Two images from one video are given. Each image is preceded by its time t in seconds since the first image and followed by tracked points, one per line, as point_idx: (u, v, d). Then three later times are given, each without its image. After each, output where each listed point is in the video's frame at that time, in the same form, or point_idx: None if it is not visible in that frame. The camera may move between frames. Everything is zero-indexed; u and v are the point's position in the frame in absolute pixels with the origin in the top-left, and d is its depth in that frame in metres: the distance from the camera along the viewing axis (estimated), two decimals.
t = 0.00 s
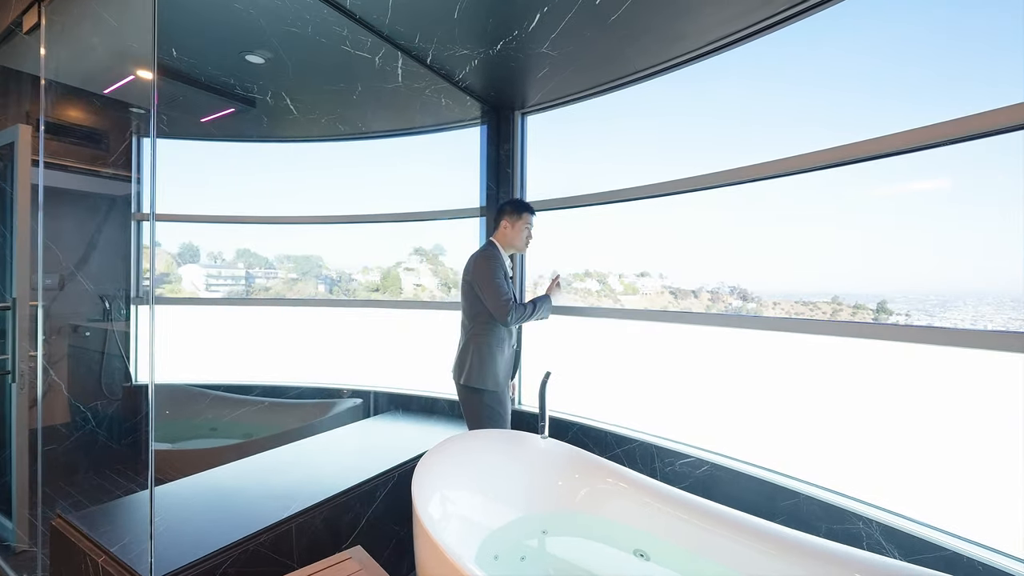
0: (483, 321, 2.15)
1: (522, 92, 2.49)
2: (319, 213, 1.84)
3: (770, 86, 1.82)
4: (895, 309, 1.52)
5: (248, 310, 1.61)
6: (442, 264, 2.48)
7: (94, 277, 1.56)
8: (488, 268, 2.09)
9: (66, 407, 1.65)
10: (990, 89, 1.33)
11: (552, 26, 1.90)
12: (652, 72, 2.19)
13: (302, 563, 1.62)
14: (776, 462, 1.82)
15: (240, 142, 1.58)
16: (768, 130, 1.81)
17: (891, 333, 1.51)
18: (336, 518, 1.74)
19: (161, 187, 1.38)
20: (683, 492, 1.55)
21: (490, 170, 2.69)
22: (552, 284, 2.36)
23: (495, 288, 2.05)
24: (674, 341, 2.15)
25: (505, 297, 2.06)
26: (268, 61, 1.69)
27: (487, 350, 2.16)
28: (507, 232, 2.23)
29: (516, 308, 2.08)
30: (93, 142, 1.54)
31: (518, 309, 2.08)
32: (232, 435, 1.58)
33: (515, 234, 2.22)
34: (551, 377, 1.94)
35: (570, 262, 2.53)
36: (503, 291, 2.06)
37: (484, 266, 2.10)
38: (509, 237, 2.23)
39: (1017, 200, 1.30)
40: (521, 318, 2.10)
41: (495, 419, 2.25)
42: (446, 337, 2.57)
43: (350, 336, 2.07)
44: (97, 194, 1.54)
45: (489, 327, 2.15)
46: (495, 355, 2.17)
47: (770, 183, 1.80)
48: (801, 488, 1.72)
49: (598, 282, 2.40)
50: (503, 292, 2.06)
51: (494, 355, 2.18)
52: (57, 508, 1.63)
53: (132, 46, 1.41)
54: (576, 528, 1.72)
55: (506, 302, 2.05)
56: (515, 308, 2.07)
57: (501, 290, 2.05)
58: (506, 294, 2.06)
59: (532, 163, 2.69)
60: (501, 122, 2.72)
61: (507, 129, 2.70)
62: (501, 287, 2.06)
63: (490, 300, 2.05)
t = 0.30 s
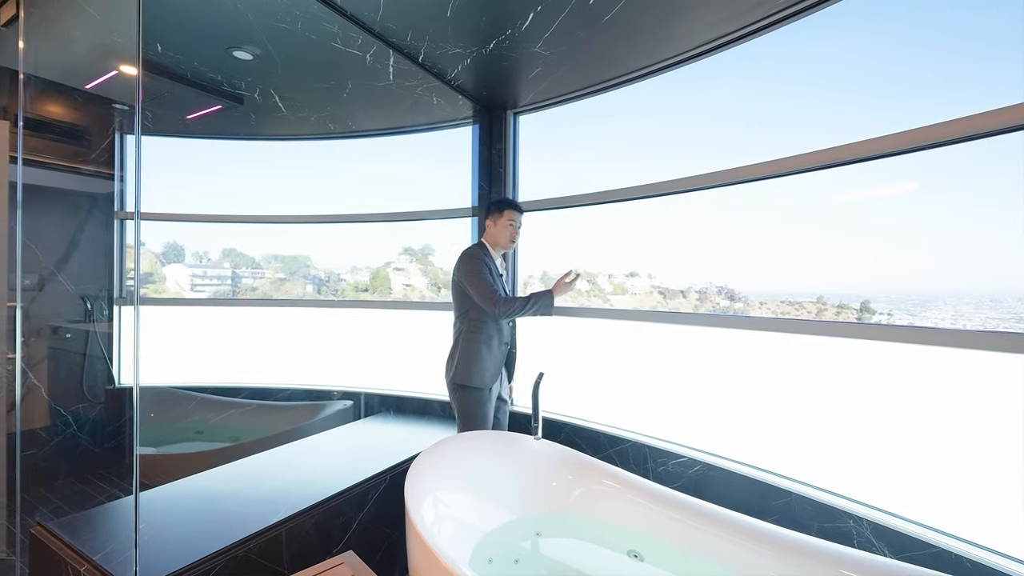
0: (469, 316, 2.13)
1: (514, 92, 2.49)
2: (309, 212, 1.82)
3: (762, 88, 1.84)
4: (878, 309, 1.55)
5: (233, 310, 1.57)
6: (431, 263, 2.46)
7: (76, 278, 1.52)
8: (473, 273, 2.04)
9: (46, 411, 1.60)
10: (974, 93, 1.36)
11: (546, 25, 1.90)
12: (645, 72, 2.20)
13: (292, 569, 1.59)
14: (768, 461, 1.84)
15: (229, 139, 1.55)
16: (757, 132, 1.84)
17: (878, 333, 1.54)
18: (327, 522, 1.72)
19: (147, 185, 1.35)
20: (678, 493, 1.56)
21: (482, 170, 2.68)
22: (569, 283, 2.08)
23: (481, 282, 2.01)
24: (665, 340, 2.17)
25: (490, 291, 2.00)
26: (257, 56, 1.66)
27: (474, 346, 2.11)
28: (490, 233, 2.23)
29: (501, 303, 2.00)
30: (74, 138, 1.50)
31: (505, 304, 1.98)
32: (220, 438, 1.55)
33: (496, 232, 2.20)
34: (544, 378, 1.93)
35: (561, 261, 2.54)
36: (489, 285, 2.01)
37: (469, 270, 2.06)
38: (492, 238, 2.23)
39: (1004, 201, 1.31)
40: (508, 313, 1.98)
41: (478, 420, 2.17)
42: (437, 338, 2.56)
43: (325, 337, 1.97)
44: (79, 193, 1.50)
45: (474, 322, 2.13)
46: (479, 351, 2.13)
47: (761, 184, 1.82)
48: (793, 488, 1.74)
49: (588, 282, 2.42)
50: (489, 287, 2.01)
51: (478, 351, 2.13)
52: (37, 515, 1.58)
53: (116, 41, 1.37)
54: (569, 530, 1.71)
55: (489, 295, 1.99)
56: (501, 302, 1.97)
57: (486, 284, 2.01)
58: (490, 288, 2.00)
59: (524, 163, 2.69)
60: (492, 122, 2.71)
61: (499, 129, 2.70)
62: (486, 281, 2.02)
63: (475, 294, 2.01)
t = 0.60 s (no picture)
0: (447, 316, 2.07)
1: (507, 90, 2.47)
2: (299, 212, 1.80)
3: (755, 89, 1.85)
4: (864, 308, 1.59)
5: (220, 312, 1.55)
6: (423, 263, 2.43)
7: (62, 277, 1.35)
8: (451, 274, 1.97)
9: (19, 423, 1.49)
10: (962, 94, 1.39)
11: (540, 22, 1.88)
12: (638, 72, 2.21)
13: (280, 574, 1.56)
14: (760, 460, 1.86)
15: (218, 137, 1.54)
16: (750, 133, 1.85)
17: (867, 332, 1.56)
18: (316, 526, 1.68)
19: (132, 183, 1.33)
20: (671, 493, 1.56)
21: (475, 168, 2.66)
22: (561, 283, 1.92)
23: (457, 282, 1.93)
24: (658, 340, 2.18)
25: (464, 291, 1.91)
26: (246, 52, 1.64)
27: (452, 347, 2.05)
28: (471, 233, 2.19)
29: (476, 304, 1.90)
30: (42, 128, 1.33)
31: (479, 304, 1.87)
32: (206, 438, 1.54)
33: (474, 231, 2.15)
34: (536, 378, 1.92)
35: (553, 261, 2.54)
36: (464, 285, 1.92)
37: (448, 271, 1.97)
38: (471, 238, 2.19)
39: (995, 202, 1.34)
40: (482, 315, 1.86)
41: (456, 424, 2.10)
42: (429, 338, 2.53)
43: (326, 339, 2.00)
44: (65, 188, 1.34)
45: (451, 322, 2.06)
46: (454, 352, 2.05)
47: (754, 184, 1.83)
48: (786, 487, 1.74)
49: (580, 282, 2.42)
50: (463, 286, 1.92)
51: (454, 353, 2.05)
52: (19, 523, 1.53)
53: (99, 35, 1.34)
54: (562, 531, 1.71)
55: (463, 296, 1.90)
56: (475, 302, 1.86)
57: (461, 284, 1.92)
58: (465, 288, 1.91)
59: (516, 163, 2.68)
60: (485, 121, 2.69)
61: (491, 128, 2.67)
62: (461, 280, 1.94)
63: (450, 294, 1.93)
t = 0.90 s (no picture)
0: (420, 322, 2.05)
1: (502, 88, 2.45)
2: (290, 211, 1.77)
3: (750, 87, 1.84)
4: (856, 308, 1.59)
5: (215, 311, 1.53)
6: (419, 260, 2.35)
7: (47, 278, 1.33)
8: (419, 275, 1.95)
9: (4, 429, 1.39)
10: (954, 94, 1.38)
11: (536, 18, 1.86)
12: (633, 70, 2.19)
13: None
14: (760, 462, 1.85)
15: (204, 134, 1.50)
16: (746, 131, 1.83)
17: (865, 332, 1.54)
18: (307, 533, 1.71)
19: (119, 181, 1.29)
20: (669, 496, 1.54)
21: (470, 167, 2.63)
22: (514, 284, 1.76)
23: (421, 285, 1.93)
24: (654, 341, 2.16)
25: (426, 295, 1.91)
26: (234, 47, 1.59)
27: (422, 355, 2.01)
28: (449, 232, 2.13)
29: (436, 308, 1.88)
30: (26, 125, 1.33)
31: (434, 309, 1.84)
32: (195, 443, 1.49)
33: (450, 228, 2.12)
34: (531, 380, 1.90)
35: (548, 261, 2.51)
36: (426, 289, 1.92)
37: (417, 272, 1.96)
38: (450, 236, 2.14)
39: (986, 201, 1.34)
40: (434, 320, 1.84)
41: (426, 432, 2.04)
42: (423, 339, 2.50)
43: (319, 337, 1.97)
44: (49, 188, 1.32)
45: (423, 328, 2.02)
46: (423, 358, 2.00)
47: (751, 183, 1.82)
48: (785, 490, 1.73)
49: (575, 282, 2.40)
50: (427, 290, 1.91)
51: (423, 359, 2.00)
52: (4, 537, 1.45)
53: (81, 27, 1.28)
54: (558, 537, 1.69)
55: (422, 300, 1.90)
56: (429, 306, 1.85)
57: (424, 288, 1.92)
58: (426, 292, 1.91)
59: (512, 161, 2.65)
60: (480, 119, 2.68)
61: (486, 126, 2.66)
62: (426, 284, 1.92)
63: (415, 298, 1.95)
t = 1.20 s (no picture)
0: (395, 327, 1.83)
1: (501, 84, 2.42)
2: (286, 209, 1.74)
3: (751, 83, 1.80)
4: (856, 308, 1.56)
5: (216, 311, 1.53)
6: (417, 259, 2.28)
7: (44, 277, 1.27)
8: (390, 276, 1.76)
9: None
10: (953, 92, 1.35)
11: (536, 12, 1.83)
12: (633, 67, 2.16)
13: None
14: (764, 464, 1.82)
15: (199, 131, 1.47)
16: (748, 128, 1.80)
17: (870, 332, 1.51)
18: (306, 536, 1.66)
19: (112, 177, 1.26)
20: (671, 499, 1.51)
21: (470, 165, 2.61)
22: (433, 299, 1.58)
23: (389, 288, 1.74)
24: (655, 341, 2.14)
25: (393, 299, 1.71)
26: (230, 41, 1.56)
27: (398, 361, 1.80)
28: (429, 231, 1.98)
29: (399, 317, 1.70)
30: (20, 122, 1.26)
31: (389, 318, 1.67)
32: (190, 445, 1.47)
33: (431, 224, 1.94)
34: (531, 380, 1.86)
35: (547, 261, 2.49)
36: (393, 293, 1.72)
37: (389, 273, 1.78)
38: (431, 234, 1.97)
39: (986, 199, 1.31)
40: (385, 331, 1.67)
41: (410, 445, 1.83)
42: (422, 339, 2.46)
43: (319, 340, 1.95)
44: (46, 185, 1.26)
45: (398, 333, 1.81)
46: (399, 367, 1.79)
47: (755, 181, 1.78)
48: (790, 493, 1.70)
49: (575, 281, 2.37)
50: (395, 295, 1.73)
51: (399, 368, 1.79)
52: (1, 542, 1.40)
53: (69, 19, 1.25)
54: (559, 538, 1.66)
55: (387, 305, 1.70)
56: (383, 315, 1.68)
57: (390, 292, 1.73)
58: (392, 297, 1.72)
59: (512, 159, 2.63)
60: (480, 116, 2.65)
61: (485, 124, 2.64)
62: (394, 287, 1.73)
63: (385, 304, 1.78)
